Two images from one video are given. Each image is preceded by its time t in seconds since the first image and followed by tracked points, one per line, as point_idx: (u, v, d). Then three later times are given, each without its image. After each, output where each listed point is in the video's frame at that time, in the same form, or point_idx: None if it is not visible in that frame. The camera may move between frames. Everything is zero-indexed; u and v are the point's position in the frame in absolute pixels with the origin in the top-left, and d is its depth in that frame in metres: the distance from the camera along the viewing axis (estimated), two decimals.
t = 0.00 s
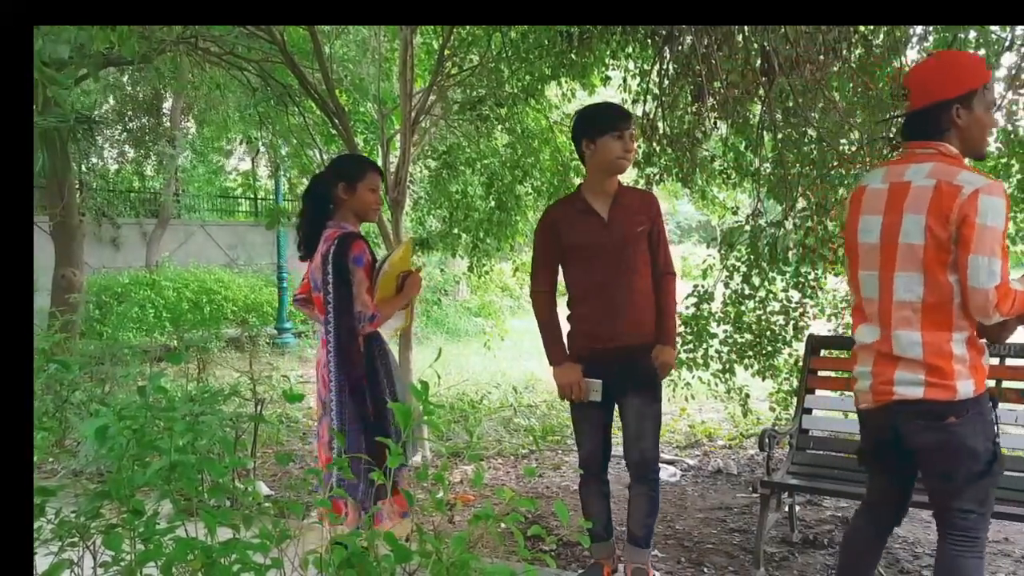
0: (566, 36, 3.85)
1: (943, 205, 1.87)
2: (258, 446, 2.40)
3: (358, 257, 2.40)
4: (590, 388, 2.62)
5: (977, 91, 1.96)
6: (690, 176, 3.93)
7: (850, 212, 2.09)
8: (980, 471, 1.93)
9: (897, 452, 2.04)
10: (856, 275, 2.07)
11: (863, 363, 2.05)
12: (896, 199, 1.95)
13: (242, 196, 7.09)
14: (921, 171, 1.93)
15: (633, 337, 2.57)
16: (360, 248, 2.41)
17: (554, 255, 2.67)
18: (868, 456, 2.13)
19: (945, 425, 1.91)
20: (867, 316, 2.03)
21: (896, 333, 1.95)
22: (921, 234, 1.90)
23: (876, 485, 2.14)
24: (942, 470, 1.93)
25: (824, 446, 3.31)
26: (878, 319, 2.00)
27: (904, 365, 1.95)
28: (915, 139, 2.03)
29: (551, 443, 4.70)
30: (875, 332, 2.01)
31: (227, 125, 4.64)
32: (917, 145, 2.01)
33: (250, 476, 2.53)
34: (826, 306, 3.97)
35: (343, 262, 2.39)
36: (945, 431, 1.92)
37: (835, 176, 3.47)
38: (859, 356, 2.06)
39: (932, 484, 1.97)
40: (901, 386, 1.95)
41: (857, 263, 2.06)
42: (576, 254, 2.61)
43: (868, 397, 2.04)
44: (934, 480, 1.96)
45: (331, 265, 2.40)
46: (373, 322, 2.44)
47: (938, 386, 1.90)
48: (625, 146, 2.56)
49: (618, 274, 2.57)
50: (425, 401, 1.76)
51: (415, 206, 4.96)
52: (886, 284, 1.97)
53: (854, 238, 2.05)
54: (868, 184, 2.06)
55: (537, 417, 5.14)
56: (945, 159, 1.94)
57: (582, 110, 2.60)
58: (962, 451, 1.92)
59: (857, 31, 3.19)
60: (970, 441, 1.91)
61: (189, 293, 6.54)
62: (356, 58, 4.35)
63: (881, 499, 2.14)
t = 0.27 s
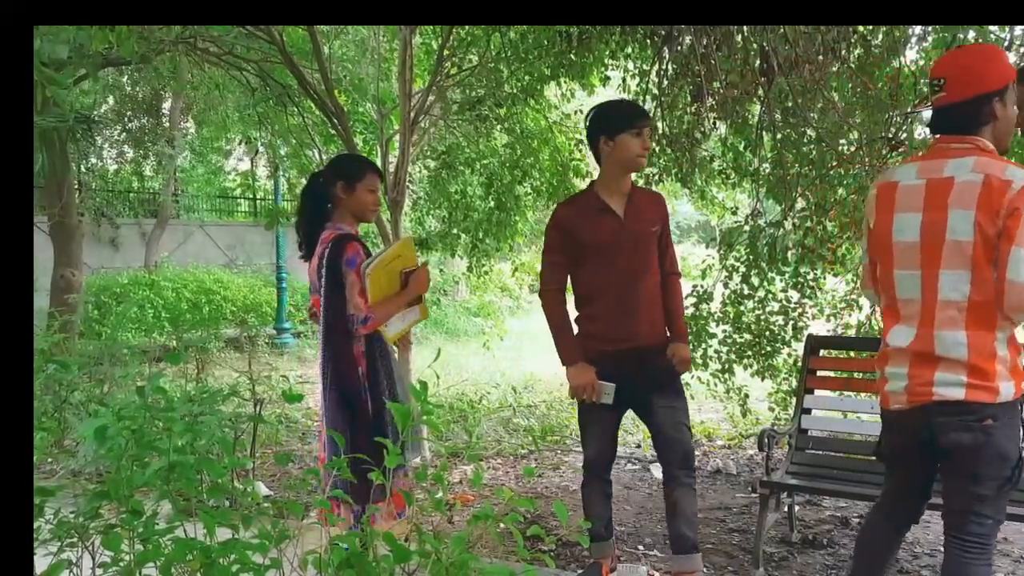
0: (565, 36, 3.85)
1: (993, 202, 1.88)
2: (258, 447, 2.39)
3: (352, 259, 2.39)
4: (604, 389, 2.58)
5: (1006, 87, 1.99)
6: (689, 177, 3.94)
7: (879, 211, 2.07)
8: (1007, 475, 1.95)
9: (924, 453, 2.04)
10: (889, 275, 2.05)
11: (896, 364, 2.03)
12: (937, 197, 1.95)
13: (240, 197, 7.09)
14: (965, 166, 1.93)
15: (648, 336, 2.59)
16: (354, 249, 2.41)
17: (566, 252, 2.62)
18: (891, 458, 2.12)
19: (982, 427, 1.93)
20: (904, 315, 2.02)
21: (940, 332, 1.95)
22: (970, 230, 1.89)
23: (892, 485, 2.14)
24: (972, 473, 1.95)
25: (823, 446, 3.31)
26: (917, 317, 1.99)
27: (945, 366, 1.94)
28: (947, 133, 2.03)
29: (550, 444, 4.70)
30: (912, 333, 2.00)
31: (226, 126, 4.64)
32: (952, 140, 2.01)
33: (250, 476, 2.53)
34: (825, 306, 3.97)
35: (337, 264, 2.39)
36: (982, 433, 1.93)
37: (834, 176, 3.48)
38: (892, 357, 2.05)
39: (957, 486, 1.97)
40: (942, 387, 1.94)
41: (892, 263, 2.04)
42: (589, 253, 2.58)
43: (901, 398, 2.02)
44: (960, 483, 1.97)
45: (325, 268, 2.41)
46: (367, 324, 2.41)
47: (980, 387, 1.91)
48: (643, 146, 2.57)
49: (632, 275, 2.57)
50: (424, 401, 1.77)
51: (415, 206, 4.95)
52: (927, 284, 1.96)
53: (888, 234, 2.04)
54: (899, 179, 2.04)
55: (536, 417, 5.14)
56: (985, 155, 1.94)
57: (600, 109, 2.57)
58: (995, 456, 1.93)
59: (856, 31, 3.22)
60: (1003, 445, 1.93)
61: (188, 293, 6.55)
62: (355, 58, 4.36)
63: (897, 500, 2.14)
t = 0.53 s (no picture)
0: (565, 37, 3.85)
1: (1011, 199, 1.85)
2: (257, 447, 2.38)
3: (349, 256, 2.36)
4: (651, 389, 2.48)
5: (1005, 88, 1.97)
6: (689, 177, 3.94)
7: (890, 209, 2.03)
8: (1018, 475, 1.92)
9: (933, 453, 2.01)
10: (901, 274, 2.01)
11: (909, 365, 1.99)
12: (953, 195, 1.92)
13: (239, 197, 7.09)
14: (981, 164, 1.90)
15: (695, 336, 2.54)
16: (349, 247, 2.37)
17: (619, 247, 2.53)
18: (897, 457, 2.08)
19: (997, 428, 1.89)
20: (918, 315, 1.98)
21: (959, 332, 1.90)
22: (992, 229, 1.87)
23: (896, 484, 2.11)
24: (981, 473, 1.91)
25: (821, 446, 3.31)
26: (932, 318, 1.95)
27: (962, 366, 1.90)
28: (953, 134, 2.01)
29: (548, 444, 4.70)
30: (927, 333, 1.96)
31: (225, 126, 4.64)
32: (960, 140, 1.98)
33: (249, 476, 2.53)
34: (824, 307, 3.97)
35: (333, 261, 2.36)
36: (997, 434, 1.89)
37: (833, 177, 3.48)
38: (904, 358, 2.01)
39: (965, 486, 1.94)
40: (959, 388, 1.90)
41: (905, 263, 1.99)
42: (649, 250, 2.50)
43: (914, 399, 1.98)
44: (968, 483, 1.93)
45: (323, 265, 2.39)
46: (368, 320, 2.39)
47: (997, 388, 1.88)
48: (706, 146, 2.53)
49: (687, 275, 2.53)
50: (423, 401, 1.77)
51: (414, 206, 4.95)
52: (945, 283, 1.92)
53: (900, 234, 2.00)
54: (909, 179, 2.01)
55: (536, 417, 5.14)
56: (998, 153, 1.92)
57: (661, 109, 2.52)
58: (1008, 457, 1.90)
59: (855, 31, 3.23)
60: (1017, 447, 1.90)
61: (187, 293, 6.55)
62: (354, 58, 4.36)
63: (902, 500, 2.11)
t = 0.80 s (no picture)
0: (564, 37, 3.85)
1: (1011, 196, 1.88)
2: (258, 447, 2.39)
3: (358, 253, 2.38)
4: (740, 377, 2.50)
5: (999, 90, 2.01)
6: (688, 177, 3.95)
7: (893, 208, 2.06)
8: (1015, 473, 1.94)
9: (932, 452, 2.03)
10: (903, 273, 2.04)
11: (910, 362, 2.02)
12: (954, 194, 1.95)
13: (238, 196, 7.10)
14: (981, 163, 1.93)
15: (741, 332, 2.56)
16: (360, 244, 2.40)
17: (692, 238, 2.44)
18: (897, 456, 2.10)
19: (994, 425, 1.91)
20: (920, 313, 2.01)
21: (961, 328, 1.93)
22: (994, 226, 1.89)
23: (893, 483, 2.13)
24: (979, 470, 1.93)
25: (821, 446, 3.31)
26: (933, 315, 1.99)
27: (961, 362, 1.93)
28: (951, 135, 2.03)
29: (548, 444, 4.70)
30: (929, 330, 1.98)
31: (224, 125, 4.65)
32: (959, 140, 2.01)
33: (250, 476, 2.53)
34: (824, 307, 3.93)
35: (345, 257, 2.38)
36: (994, 431, 1.91)
37: (832, 177, 3.49)
38: (906, 355, 2.03)
39: (963, 483, 1.96)
40: (960, 385, 1.93)
41: (908, 261, 2.02)
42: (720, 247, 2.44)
43: (914, 396, 2.01)
44: (966, 481, 1.95)
45: (332, 262, 2.40)
46: (376, 323, 2.42)
47: (996, 384, 1.91)
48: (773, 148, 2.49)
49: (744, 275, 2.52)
50: (424, 400, 1.78)
51: (414, 206, 4.96)
52: (947, 281, 1.95)
53: (902, 232, 2.03)
54: (911, 179, 2.04)
55: (536, 417, 5.15)
56: (997, 152, 1.95)
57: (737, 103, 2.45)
58: (1006, 455, 1.92)
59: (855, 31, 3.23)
60: (1014, 444, 1.92)
61: (186, 293, 6.55)
62: (354, 58, 4.37)
63: (900, 500, 2.13)
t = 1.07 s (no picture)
0: (559, 37, 3.82)
1: (1002, 195, 1.88)
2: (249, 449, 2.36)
3: (359, 256, 2.38)
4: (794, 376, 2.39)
5: (991, 91, 2.00)
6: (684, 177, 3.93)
7: (888, 207, 2.05)
8: (1006, 470, 1.93)
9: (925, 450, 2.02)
10: (898, 271, 2.03)
11: (903, 359, 2.01)
12: (946, 193, 1.95)
13: (231, 196, 7.06)
14: (972, 163, 1.93)
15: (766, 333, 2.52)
16: (360, 247, 2.39)
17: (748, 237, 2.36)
18: (889, 455, 2.09)
19: (987, 421, 1.91)
20: (912, 310, 2.00)
21: (952, 324, 1.92)
22: (983, 224, 1.90)
23: (886, 483, 2.12)
24: (972, 465, 1.92)
25: (815, 445, 3.28)
26: (926, 313, 1.97)
27: (953, 359, 1.92)
28: (943, 137, 2.03)
29: (544, 444, 4.67)
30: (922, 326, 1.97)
31: (216, 125, 4.62)
32: (950, 141, 2.00)
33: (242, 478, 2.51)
34: (817, 306, 3.97)
35: (344, 258, 2.37)
36: (986, 427, 1.91)
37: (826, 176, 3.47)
38: (899, 352, 2.02)
39: (956, 479, 1.95)
40: (952, 381, 1.91)
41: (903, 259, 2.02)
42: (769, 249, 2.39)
43: (907, 392, 1.99)
44: (959, 476, 1.94)
45: (330, 262, 2.39)
46: (375, 327, 2.44)
47: (989, 381, 1.90)
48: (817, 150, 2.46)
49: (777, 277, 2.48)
50: (417, 402, 1.75)
51: (408, 206, 4.93)
52: (940, 279, 1.94)
53: (896, 232, 2.03)
54: (904, 178, 2.03)
55: (531, 417, 5.12)
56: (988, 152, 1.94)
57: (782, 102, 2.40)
58: (997, 451, 1.91)
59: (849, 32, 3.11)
60: (1007, 439, 1.92)
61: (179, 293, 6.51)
62: (347, 57, 4.35)
63: (893, 498, 2.12)
